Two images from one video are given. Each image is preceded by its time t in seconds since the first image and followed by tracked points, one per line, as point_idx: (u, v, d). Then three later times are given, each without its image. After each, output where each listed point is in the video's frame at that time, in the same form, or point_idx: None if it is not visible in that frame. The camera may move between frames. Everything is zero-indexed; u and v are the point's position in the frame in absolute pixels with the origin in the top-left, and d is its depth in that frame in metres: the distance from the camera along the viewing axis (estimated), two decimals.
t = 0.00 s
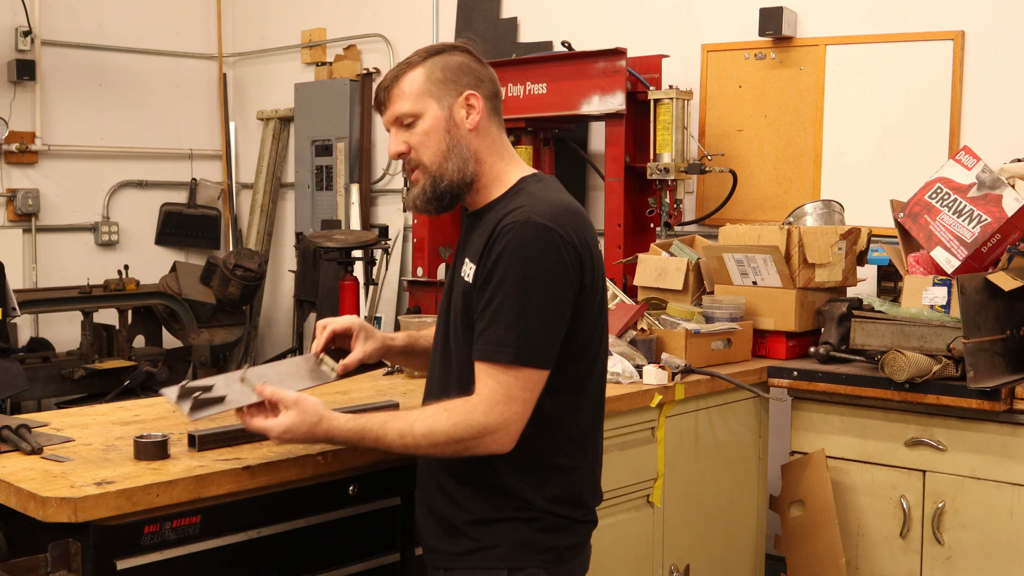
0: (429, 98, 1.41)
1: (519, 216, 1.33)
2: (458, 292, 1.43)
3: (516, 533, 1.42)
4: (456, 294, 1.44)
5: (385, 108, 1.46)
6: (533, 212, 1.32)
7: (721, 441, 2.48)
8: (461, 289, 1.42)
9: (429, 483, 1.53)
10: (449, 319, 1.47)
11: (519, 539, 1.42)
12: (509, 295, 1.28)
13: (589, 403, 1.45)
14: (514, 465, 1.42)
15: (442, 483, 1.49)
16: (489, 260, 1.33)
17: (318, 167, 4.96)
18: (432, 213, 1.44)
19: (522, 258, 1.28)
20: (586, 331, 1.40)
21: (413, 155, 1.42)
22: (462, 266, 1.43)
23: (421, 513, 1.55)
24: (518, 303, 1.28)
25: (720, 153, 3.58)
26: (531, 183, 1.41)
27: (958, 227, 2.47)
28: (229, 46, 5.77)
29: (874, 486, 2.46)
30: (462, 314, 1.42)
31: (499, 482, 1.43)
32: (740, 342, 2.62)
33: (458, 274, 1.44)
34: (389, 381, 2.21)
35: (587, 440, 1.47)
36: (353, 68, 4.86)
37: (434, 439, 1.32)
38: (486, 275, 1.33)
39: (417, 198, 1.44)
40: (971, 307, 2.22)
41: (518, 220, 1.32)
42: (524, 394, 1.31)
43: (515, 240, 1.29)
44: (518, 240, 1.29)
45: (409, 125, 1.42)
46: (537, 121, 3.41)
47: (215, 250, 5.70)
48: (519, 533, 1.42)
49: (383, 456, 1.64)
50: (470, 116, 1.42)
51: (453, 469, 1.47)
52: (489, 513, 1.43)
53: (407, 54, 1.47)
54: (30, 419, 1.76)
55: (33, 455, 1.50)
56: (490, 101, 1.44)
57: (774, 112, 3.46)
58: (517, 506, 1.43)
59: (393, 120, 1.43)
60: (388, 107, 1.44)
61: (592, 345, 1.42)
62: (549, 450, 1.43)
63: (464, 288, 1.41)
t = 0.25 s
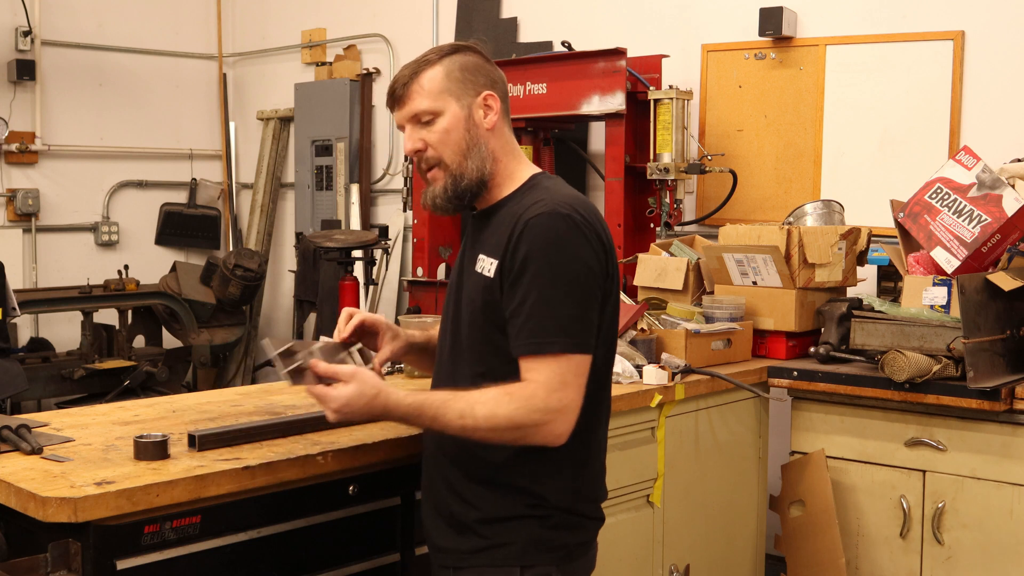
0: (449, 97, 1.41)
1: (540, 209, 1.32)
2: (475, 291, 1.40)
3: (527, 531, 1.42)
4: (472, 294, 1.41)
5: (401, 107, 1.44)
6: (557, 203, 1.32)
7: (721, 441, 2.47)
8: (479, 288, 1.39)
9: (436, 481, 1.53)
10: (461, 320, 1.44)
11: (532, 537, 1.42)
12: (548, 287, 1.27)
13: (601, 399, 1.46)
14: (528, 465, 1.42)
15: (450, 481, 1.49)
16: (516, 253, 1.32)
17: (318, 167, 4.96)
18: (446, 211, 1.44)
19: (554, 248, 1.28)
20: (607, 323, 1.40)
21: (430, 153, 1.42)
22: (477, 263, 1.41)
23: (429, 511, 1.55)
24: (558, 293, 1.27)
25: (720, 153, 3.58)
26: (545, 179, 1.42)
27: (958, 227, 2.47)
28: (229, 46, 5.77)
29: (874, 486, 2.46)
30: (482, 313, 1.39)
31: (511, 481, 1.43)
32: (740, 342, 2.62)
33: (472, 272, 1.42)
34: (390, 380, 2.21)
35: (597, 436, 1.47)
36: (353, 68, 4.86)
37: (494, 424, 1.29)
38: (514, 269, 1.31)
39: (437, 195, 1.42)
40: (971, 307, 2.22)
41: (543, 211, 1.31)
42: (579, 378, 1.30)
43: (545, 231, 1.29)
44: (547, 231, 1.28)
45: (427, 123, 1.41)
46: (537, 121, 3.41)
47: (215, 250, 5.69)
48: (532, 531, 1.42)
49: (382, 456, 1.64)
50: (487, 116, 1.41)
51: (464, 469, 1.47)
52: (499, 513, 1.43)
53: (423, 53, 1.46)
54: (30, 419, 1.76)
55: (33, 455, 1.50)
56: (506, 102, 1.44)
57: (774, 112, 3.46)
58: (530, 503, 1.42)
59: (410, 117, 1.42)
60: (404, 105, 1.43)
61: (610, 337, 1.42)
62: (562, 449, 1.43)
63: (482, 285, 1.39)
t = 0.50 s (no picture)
0: (468, 94, 1.33)
1: (572, 203, 1.29)
2: (495, 292, 1.34)
3: (557, 525, 1.33)
4: (491, 296, 1.34)
5: (415, 102, 1.34)
6: (587, 196, 1.30)
7: (721, 441, 2.47)
8: (502, 288, 1.33)
9: (449, 480, 1.43)
10: (473, 325, 1.37)
11: (563, 531, 1.33)
12: (595, 278, 1.24)
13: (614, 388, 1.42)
14: (554, 454, 1.33)
15: (465, 479, 1.40)
16: (549, 246, 1.27)
17: (318, 167, 4.96)
18: (460, 211, 1.35)
19: (595, 239, 1.25)
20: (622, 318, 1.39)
21: (448, 151, 1.32)
22: (494, 261, 1.35)
23: (442, 512, 1.45)
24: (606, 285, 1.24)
25: (720, 153, 3.58)
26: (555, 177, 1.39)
27: (958, 227, 2.47)
28: (229, 46, 5.77)
29: (874, 486, 2.46)
30: (503, 314, 1.33)
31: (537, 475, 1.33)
32: (740, 343, 2.62)
33: (485, 272, 1.36)
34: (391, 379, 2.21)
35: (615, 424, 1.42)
36: (353, 68, 4.86)
37: (567, 401, 1.20)
38: (549, 262, 1.27)
39: (453, 195, 1.34)
40: (971, 307, 2.22)
41: (577, 204, 1.28)
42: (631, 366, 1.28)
43: (583, 223, 1.26)
44: (587, 224, 1.26)
45: (445, 119, 1.32)
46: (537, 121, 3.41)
47: (214, 250, 5.70)
48: (563, 524, 1.33)
49: (383, 456, 1.64)
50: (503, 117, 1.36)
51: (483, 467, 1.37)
52: (528, 508, 1.33)
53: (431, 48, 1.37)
54: (30, 419, 1.76)
55: (33, 455, 1.50)
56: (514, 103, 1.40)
57: (773, 112, 3.46)
58: (558, 496, 1.33)
59: (427, 113, 1.32)
60: (418, 100, 1.34)
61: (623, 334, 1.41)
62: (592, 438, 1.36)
63: (503, 284, 1.33)
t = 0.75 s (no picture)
0: (486, 91, 1.29)
1: (594, 199, 1.26)
2: (513, 293, 1.28)
3: (581, 524, 1.26)
4: (508, 296, 1.28)
5: (429, 96, 1.29)
6: (607, 192, 1.27)
7: (721, 441, 2.47)
8: (521, 288, 1.27)
9: (457, 483, 1.33)
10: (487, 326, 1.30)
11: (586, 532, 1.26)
12: (626, 272, 1.20)
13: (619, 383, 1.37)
14: (574, 451, 1.26)
15: (475, 479, 1.30)
16: (575, 242, 1.23)
17: (318, 167, 4.96)
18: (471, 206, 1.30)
19: (624, 232, 1.22)
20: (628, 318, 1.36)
21: (464, 148, 1.27)
22: (508, 259, 1.29)
23: (449, 517, 1.35)
24: (635, 280, 1.21)
25: (720, 153, 3.58)
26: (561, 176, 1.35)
27: (958, 227, 2.47)
28: (229, 46, 5.77)
29: (874, 486, 2.46)
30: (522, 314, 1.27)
31: (558, 472, 1.26)
32: (740, 342, 2.62)
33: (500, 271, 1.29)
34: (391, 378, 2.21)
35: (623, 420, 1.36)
36: (353, 68, 4.86)
37: (613, 390, 1.16)
38: (576, 258, 1.23)
39: (467, 193, 1.29)
40: (971, 307, 2.21)
41: (600, 199, 1.25)
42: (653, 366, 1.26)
43: (611, 218, 1.22)
44: (614, 219, 1.22)
45: (462, 116, 1.27)
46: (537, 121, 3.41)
47: (214, 250, 5.70)
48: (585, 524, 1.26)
49: (383, 456, 1.64)
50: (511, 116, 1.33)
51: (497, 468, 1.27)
52: (551, 508, 1.25)
53: (439, 46, 1.33)
54: (30, 419, 1.75)
55: (33, 455, 1.50)
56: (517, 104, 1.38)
57: (774, 112, 3.46)
58: (581, 494, 1.26)
59: (443, 109, 1.27)
60: (432, 96, 1.28)
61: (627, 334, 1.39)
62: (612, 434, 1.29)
63: (522, 283, 1.27)
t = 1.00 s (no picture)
0: (503, 87, 1.24)
1: (610, 198, 1.23)
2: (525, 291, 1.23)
3: (596, 528, 1.23)
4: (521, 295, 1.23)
5: (446, 89, 1.21)
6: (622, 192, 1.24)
7: (721, 441, 2.47)
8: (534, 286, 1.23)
9: (465, 490, 1.29)
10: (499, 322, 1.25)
11: (602, 535, 1.23)
12: (646, 272, 1.18)
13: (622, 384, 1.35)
14: (587, 455, 1.23)
15: (485, 486, 1.26)
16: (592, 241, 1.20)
17: (318, 167, 4.96)
18: (480, 203, 1.26)
19: (642, 232, 1.19)
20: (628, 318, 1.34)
21: (481, 145, 1.22)
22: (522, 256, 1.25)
23: (455, 527, 1.30)
24: (653, 280, 1.19)
25: (720, 153, 3.58)
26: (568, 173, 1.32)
27: (959, 227, 2.47)
28: (229, 46, 5.77)
29: (874, 486, 2.46)
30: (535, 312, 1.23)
31: (571, 477, 1.22)
32: (740, 342, 2.62)
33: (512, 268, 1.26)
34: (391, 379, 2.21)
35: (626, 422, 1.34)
36: (353, 68, 4.86)
37: (638, 395, 1.14)
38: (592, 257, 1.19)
39: (482, 190, 1.24)
40: (971, 307, 2.21)
41: (617, 197, 1.22)
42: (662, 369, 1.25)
43: (629, 217, 1.20)
44: (632, 218, 1.20)
45: (481, 112, 1.22)
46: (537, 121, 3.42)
47: (214, 250, 5.70)
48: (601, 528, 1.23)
49: (382, 457, 1.64)
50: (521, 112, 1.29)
51: (506, 477, 1.24)
52: (567, 513, 1.21)
53: (452, 37, 1.26)
54: (30, 419, 1.75)
55: (33, 455, 1.50)
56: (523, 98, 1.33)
57: (773, 112, 3.46)
58: (596, 496, 1.23)
59: (462, 105, 1.21)
60: (451, 91, 1.21)
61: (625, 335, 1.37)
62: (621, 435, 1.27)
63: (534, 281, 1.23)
